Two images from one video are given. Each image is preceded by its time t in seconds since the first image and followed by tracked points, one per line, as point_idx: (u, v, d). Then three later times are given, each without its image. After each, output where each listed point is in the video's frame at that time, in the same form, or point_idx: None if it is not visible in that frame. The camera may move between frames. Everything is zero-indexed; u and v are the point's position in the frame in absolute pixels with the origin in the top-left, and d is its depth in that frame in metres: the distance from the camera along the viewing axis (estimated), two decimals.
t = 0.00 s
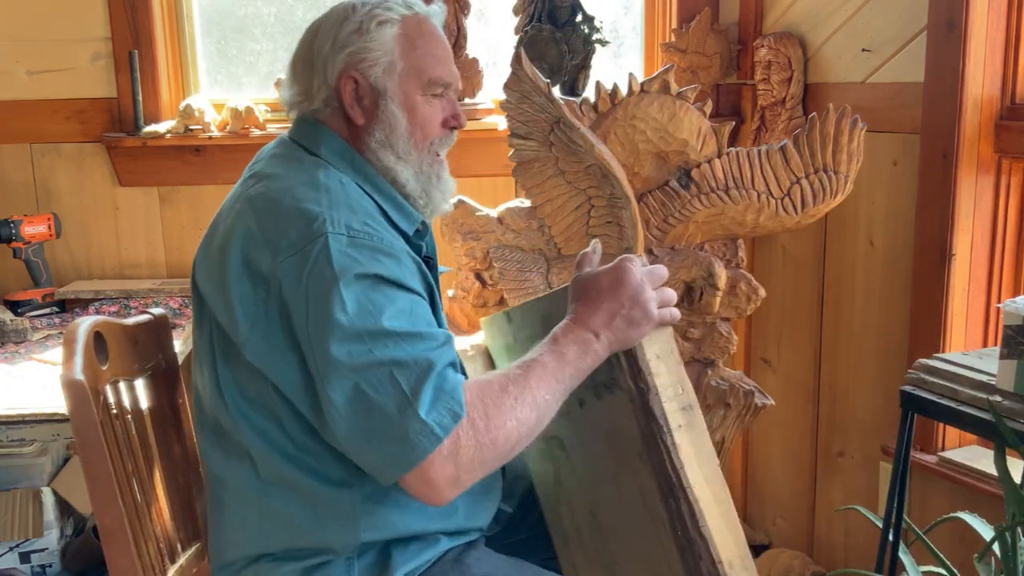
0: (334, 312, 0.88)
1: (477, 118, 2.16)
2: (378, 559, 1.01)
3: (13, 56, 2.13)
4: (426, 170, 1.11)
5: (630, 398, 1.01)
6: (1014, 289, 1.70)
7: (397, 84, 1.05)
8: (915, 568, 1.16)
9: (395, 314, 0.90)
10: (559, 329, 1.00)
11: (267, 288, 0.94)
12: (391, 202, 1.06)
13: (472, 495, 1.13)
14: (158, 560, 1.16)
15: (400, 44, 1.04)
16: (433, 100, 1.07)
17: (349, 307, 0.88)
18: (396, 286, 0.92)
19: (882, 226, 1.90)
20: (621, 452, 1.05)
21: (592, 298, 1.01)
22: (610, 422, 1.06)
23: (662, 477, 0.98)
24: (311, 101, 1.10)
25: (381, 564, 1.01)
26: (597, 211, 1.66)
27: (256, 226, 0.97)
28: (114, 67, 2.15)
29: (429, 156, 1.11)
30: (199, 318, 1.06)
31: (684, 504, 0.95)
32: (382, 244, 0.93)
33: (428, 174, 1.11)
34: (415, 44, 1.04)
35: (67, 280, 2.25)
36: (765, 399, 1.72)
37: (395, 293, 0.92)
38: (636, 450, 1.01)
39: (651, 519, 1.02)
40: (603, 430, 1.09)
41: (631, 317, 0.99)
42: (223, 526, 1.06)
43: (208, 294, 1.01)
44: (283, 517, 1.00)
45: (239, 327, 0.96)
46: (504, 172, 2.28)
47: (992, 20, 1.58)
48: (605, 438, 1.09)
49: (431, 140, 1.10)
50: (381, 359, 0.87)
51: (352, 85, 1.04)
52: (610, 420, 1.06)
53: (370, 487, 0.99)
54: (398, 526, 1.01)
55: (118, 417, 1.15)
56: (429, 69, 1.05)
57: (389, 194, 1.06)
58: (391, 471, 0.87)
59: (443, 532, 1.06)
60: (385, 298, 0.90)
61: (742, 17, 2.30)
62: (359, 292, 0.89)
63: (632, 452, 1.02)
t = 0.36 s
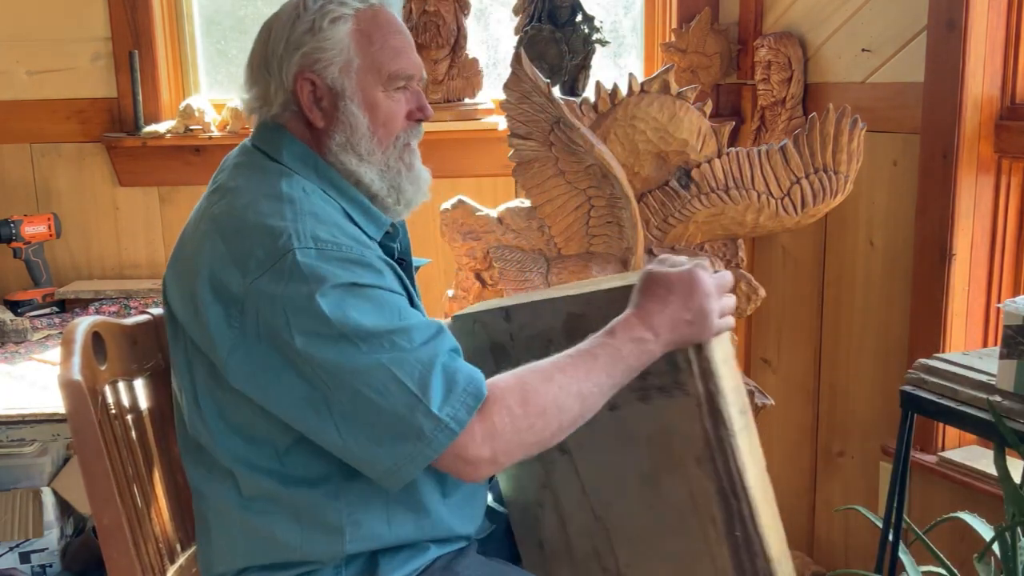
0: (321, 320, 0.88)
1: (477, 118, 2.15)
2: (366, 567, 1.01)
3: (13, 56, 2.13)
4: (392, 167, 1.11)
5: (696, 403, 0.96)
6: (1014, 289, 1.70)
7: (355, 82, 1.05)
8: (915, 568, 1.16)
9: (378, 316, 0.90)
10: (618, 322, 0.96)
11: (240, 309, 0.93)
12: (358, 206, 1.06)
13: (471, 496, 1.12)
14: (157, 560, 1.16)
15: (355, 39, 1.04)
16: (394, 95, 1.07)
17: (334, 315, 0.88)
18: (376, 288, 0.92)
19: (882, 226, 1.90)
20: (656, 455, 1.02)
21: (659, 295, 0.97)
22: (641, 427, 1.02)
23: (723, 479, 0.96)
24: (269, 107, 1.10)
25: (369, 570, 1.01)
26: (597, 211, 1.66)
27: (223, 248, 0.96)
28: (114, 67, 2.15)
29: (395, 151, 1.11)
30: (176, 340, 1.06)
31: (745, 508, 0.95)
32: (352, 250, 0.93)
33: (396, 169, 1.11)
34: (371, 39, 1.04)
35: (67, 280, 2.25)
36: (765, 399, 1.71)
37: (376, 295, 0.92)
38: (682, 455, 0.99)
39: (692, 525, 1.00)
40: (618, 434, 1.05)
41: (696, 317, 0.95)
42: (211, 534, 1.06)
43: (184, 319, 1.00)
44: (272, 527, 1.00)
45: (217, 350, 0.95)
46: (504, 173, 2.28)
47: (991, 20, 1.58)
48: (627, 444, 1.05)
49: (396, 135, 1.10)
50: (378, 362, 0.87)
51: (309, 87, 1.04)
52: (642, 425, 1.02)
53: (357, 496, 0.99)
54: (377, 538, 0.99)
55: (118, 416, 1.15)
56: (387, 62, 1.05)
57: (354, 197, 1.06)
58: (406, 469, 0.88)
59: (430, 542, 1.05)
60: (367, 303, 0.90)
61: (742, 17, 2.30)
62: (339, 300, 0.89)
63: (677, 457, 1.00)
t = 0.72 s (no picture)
0: (329, 307, 0.90)
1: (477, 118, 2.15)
2: (366, 565, 1.01)
3: (13, 56, 2.14)
4: (387, 168, 1.10)
5: (761, 406, 1.00)
6: (1014, 289, 1.70)
7: (349, 84, 1.04)
8: (915, 567, 1.16)
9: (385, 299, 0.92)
10: (671, 322, 0.96)
11: (242, 305, 0.94)
12: (353, 203, 1.08)
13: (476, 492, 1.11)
14: (157, 560, 1.16)
15: (347, 40, 1.03)
16: (388, 96, 1.07)
17: (341, 303, 0.90)
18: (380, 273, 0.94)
19: (882, 226, 1.90)
20: (708, 460, 1.04)
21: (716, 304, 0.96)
22: (694, 430, 1.03)
23: (781, 483, 1.02)
24: (264, 109, 1.09)
25: (369, 569, 1.00)
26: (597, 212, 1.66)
27: (223, 246, 0.97)
28: (114, 67, 2.15)
29: (389, 152, 1.10)
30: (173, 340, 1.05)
31: (802, 507, 1.02)
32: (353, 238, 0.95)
33: (390, 171, 1.11)
34: (364, 40, 1.04)
35: (67, 280, 2.26)
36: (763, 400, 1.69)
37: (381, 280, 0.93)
38: (740, 459, 1.03)
39: (739, 526, 1.05)
40: (655, 435, 1.04)
41: (749, 332, 0.96)
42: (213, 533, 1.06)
43: (185, 319, 1.01)
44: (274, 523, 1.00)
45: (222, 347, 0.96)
46: (504, 173, 2.28)
47: (991, 20, 1.58)
48: (666, 445, 1.04)
49: (391, 136, 1.10)
50: (391, 345, 0.89)
51: (303, 89, 1.04)
52: (693, 428, 1.03)
53: (360, 489, 0.99)
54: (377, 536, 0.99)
55: (118, 417, 1.15)
56: (381, 63, 1.05)
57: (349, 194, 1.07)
58: (426, 447, 0.90)
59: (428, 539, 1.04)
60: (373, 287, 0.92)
61: (742, 17, 2.30)
62: (344, 286, 0.91)
63: (732, 461, 1.03)
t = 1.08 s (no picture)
0: (351, 290, 0.91)
1: (478, 118, 2.16)
2: (379, 558, 1.00)
3: (13, 56, 2.13)
4: (404, 167, 1.09)
5: (778, 395, 1.00)
6: (1014, 290, 1.70)
7: (370, 83, 1.04)
8: (914, 568, 1.16)
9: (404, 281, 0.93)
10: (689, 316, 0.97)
11: (258, 295, 0.95)
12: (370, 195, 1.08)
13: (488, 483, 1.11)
14: (158, 560, 1.16)
15: (369, 39, 1.04)
16: (407, 96, 1.07)
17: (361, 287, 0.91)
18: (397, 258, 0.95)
19: (882, 226, 1.90)
20: (722, 451, 1.02)
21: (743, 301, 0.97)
22: (709, 422, 1.02)
23: (795, 472, 1.01)
24: (284, 105, 1.09)
25: (382, 561, 1.00)
26: (597, 212, 1.66)
27: (238, 238, 0.97)
28: (114, 67, 2.15)
29: (408, 151, 1.10)
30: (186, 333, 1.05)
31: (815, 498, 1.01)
32: (373, 224, 0.96)
33: (408, 171, 1.10)
34: (386, 38, 1.04)
35: (67, 280, 2.25)
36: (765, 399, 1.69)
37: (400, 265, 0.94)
38: (754, 451, 1.02)
39: (752, 518, 1.03)
40: (671, 425, 1.04)
41: (768, 324, 0.97)
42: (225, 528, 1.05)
43: (200, 312, 1.01)
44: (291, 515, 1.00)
45: (240, 337, 0.97)
46: (504, 173, 2.28)
47: (991, 20, 1.58)
48: (682, 437, 1.03)
49: (410, 136, 1.09)
50: (414, 326, 0.90)
51: (324, 86, 1.04)
52: (707, 419, 1.02)
53: (375, 477, 0.99)
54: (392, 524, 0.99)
55: (119, 417, 1.15)
56: (402, 63, 1.05)
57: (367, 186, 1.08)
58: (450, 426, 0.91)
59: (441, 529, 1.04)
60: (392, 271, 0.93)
61: (742, 17, 2.30)
62: (364, 270, 0.92)
63: (745, 452, 1.02)
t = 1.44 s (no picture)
0: (339, 328, 0.87)
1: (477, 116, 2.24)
2: (381, 557, 1.01)
3: (13, 56, 2.13)
4: (445, 180, 1.10)
5: (811, 395, 0.97)
6: (1013, 289, 1.70)
7: (422, 96, 1.04)
8: (914, 568, 1.16)
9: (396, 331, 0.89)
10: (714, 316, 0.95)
11: (270, 293, 0.93)
12: (405, 211, 1.06)
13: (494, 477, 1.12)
14: (157, 560, 1.16)
15: (427, 52, 1.02)
16: (456, 111, 1.07)
17: (355, 322, 0.87)
18: (401, 305, 0.91)
19: (882, 226, 1.90)
20: (751, 447, 0.99)
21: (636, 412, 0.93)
22: (739, 418, 0.99)
23: (821, 470, 0.99)
24: (333, 107, 1.08)
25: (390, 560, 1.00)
26: (597, 212, 1.66)
27: (266, 230, 0.96)
28: (114, 67, 2.15)
29: (450, 164, 1.10)
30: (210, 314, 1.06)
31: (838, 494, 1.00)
32: (391, 261, 0.92)
33: (448, 184, 1.10)
34: (443, 54, 1.03)
35: (67, 280, 2.25)
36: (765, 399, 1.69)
37: (400, 313, 0.90)
38: (782, 448, 0.99)
39: (777, 516, 1.01)
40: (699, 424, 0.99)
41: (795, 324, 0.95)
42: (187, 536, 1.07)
43: (219, 296, 1.01)
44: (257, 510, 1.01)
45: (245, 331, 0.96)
46: (504, 173, 2.28)
47: (991, 20, 1.58)
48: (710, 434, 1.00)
49: (453, 149, 1.09)
50: (382, 385, 0.86)
51: (376, 94, 1.03)
52: (737, 417, 0.99)
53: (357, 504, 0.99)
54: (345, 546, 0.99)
55: (118, 416, 1.15)
56: (455, 80, 1.04)
57: (401, 200, 1.06)
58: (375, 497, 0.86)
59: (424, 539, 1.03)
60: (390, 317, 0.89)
61: (742, 17, 2.30)
62: (364, 310, 0.88)
63: (775, 448, 0.99)
